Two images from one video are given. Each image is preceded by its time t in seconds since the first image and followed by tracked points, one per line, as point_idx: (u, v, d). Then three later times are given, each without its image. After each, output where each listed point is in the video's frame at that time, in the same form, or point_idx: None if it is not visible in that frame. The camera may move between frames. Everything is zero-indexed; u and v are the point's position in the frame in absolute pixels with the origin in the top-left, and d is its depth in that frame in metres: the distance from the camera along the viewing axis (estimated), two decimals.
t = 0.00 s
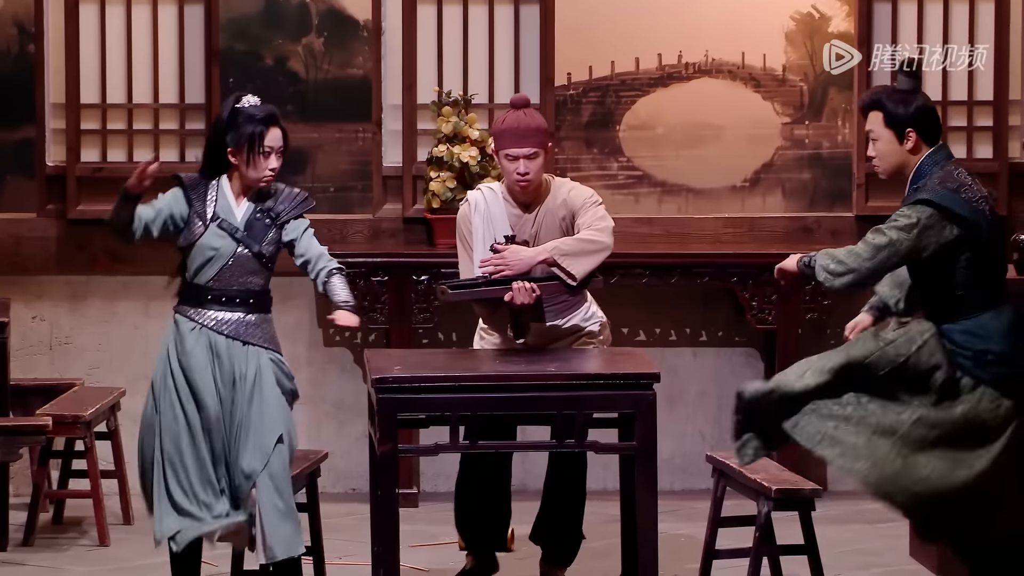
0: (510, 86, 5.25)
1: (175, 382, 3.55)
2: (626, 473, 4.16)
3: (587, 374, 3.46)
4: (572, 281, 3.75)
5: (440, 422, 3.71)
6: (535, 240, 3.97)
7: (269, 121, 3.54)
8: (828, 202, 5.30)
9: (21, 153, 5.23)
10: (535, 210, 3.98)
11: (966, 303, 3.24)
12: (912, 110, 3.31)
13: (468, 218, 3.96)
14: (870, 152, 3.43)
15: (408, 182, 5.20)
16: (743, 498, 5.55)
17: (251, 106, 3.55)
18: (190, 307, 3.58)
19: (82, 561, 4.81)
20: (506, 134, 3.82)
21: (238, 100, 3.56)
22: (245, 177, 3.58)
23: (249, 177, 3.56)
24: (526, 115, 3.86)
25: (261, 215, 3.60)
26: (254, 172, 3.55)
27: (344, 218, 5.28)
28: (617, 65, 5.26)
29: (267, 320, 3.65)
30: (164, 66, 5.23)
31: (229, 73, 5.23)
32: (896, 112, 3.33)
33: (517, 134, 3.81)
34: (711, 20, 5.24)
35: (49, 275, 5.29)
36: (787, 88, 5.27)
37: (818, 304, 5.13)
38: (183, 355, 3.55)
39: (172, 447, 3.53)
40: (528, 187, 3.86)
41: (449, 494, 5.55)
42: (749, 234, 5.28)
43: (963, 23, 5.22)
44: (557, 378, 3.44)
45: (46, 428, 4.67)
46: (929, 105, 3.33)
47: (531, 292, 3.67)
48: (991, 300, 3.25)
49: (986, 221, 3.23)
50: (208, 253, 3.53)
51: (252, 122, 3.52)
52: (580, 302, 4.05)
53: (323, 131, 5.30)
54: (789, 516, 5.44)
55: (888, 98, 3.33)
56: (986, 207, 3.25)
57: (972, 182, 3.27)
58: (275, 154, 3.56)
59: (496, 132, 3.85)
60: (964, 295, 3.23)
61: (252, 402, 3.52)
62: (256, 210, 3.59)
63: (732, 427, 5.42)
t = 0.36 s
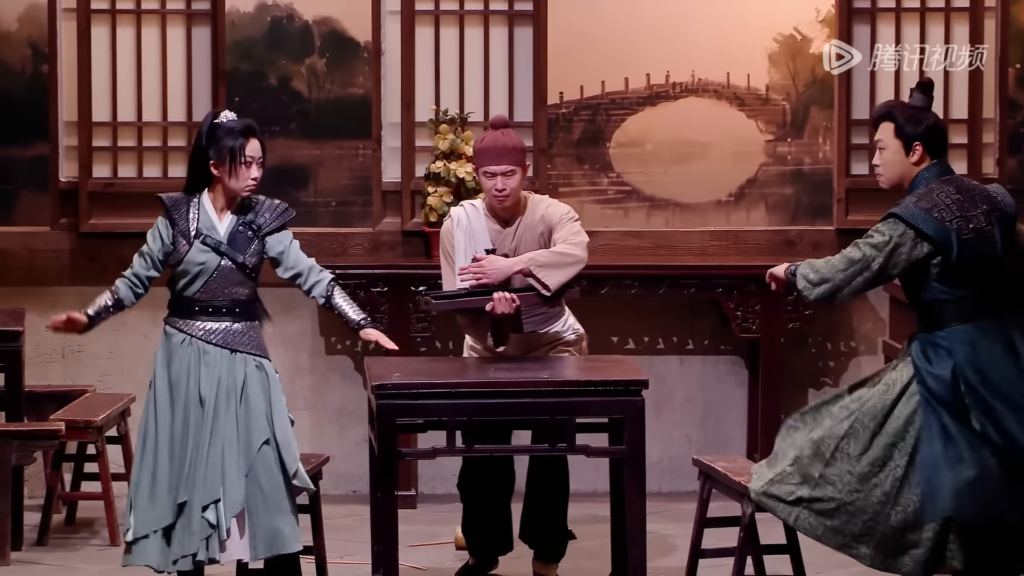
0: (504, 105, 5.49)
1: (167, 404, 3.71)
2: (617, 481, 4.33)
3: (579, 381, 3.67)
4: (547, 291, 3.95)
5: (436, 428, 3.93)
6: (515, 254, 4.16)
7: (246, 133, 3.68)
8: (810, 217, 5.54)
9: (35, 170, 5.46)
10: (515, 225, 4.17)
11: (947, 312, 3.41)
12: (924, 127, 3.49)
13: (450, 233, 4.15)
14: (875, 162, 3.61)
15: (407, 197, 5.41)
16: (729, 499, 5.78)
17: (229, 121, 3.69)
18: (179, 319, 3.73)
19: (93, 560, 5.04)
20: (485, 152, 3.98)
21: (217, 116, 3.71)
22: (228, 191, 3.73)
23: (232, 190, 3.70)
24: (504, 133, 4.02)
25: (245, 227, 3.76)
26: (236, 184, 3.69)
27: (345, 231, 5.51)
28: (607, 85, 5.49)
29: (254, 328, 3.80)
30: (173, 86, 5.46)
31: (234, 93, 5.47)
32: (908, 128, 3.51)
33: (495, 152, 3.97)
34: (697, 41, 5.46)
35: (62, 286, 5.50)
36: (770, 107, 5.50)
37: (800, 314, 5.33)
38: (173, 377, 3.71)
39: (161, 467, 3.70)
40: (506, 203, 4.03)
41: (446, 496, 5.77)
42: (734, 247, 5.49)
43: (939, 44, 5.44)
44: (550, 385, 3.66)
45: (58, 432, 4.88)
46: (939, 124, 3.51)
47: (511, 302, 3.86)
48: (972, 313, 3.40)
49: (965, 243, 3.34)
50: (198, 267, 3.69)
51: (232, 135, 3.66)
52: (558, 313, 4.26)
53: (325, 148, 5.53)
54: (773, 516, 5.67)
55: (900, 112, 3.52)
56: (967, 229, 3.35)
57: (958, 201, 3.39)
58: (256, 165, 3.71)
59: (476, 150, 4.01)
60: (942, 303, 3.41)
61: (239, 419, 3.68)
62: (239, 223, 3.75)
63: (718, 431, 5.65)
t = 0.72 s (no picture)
0: (498, 109, 5.67)
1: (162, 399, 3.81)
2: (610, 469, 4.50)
3: (571, 375, 3.86)
4: (530, 280, 4.18)
5: (432, 420, 4.13)
6: (494, 243, 4.37)
7: (239, 136, 3.80)
8: (793, 218, 5.73)
9: (44, 172, 5.65)
10: (493, 215, 4.37)
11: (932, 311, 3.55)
12: (915, 136, 3.61)
13: (432, 223, 4.34)
14: (868, 165, 3.73)
15: (404, 198, 5.63)
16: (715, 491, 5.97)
17: (224, 126, 3.79)
18: (185, 321, 3.84)
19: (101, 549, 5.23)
20: (467, 145, 4.18)
21: (211, 121, 3.81)
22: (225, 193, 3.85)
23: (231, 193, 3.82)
24: (482, 127, 4.21)
25: (244, 228, 3.91)
26: (235, 187, 3.81)
27: (344, 231, 5.70)
28: (597, 90, 5.68)
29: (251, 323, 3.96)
30: (179, 91, 5.65)
31: (237, 97, 5.65)
32: (901, 136, 3.62)
33: (476, 145, 4.17)
34: (684, 48, 5.65)
35: (71, 284, 5.69)
36: (755, 111, 5.69)
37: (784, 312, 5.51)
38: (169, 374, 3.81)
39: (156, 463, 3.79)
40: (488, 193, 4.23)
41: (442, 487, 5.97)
42: (720, 246, 5.69)
43: (917, 51, 5.63)
44: (542, 380, 3.85)
45: (67, 425, 5.06)
46: (929, 131, 3.63)
47: (491, 291, 4.03)
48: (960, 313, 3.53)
49: (952, 247, 3.48)
50: (207, 270, 3.81)
51: (229, 140, 3.78)
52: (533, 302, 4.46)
53: (325, 151, 5.71)
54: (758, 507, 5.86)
55: (893, 120, 3.63)
56: (955, 233, 3.49)
57: (946, 205, 3.52)
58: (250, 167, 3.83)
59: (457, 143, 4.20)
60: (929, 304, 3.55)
61: (237, 410, 3.80)
62: (238, 224, 3.90)
63: (705, 424, 5.85)
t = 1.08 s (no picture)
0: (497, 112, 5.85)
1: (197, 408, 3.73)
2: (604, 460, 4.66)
3: (568, 370, 4.03)
4: (532, 260, 4.47)
5: (434, 414, 4.30)
6: (494, 220, 4.62)
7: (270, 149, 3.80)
8: (784, 218, 5.91)
9: (57, 174, 5.83)
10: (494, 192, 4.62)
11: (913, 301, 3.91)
12: (885, 132, 3.95)
13: (434, 201, 4.54)
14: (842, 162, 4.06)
15: (406, 198, 5.79)
16: (709, 482, 6.15)
17: (257, 138, 3.81)
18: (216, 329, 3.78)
19: (113, 538, 5.39)
20: (478, 116, 4.45)
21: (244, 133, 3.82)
22: (254, 203, 3.82)
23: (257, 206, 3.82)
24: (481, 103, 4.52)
25: (268, 238, 3.83)
26: (262, 201, 3.80)
27: (348, 230, 5.87)
28: (593, 93, 5.85)
29: (284, 330, 3.86)
30: (187, 95, 5.82)
31: (245, 100, 5.83)
32: (871, 132, 3.96)
33: (486, 115, 4.46)
34: (677, 53, 5.83)
35: (83, 281, 5.87)
36: (746, 114, 5.87)
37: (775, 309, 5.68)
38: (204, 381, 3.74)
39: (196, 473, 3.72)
40: (491, 166, 4.51)
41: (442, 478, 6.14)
42: (713, 245, 5.87)
43: (903, 56, 5.81)
44: (540, 374, 4.02)
45: (80, 418, 5.21)
46: (897, 128, 3.97)
47: (499, 271, 4.25)
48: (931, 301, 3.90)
49: (924, 237, 3.82)
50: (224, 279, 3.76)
51: (261, 153, 3.78)
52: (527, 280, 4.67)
53: (330, 152, 5.89)
54: (750, 497, 6.03)
55: (865, 118, 3.97)
56: (928, 224, 3.83)
57: (917, 199, 3.85)
58: (282, 182, 3.83)
59: (465, 115, 4.49)
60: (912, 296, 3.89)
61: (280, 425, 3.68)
62: (263, 235, 3.82)
63: (698, 418, 6.02)
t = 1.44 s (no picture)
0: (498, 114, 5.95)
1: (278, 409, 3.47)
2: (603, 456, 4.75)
3: (567, 367, 4.13)
4: (552, 254, 4.55)
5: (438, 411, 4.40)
6: (510, 217, 4.74)
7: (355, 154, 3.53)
8: (779, 217, 6.01)
9: (66, 174, 5.94)
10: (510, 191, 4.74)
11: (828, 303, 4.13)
12: (801, 142, 4.20)
13: (452, 200, 4.67)
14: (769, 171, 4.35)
15: (408, 199, 5.90)
16: (706, 478, 6.25)
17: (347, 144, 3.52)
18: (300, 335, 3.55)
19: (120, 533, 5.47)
20: (493, 118, 4.59)
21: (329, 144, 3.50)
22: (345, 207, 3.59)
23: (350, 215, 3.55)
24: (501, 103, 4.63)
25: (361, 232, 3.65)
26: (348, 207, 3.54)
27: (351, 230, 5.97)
28: (592, 95, 5.96)
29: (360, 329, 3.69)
30: (194, 97, 5.92)
31: (250, 102, 5.95)
32: (789, 142, 4.22)
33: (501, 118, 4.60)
34: (674, 55, 5.94)
35: (91, 280, 5.98)
36: (742, 116, 5.98)
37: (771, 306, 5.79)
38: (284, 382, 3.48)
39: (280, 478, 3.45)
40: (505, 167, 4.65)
41: (445, 474, 6.26)
42: (711, 245, 5.95)
43: (898, 59, 5.91)
44: (540, 371, 4.12)
45: (89, 415, 5.31)
46: (814, 139, 4.22)
47: (516, 268, 4.41)
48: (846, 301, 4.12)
49: (841, 245, 4.06)
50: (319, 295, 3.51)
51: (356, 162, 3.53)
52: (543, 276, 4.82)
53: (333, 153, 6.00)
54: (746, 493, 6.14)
55: (783, 130, 4.23)
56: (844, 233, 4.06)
57: (834, 210, 4.08)
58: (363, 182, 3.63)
59: (481, 116, 4.61)
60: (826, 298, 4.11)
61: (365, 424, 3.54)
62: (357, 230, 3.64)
63: (695, 415, 6.13)
